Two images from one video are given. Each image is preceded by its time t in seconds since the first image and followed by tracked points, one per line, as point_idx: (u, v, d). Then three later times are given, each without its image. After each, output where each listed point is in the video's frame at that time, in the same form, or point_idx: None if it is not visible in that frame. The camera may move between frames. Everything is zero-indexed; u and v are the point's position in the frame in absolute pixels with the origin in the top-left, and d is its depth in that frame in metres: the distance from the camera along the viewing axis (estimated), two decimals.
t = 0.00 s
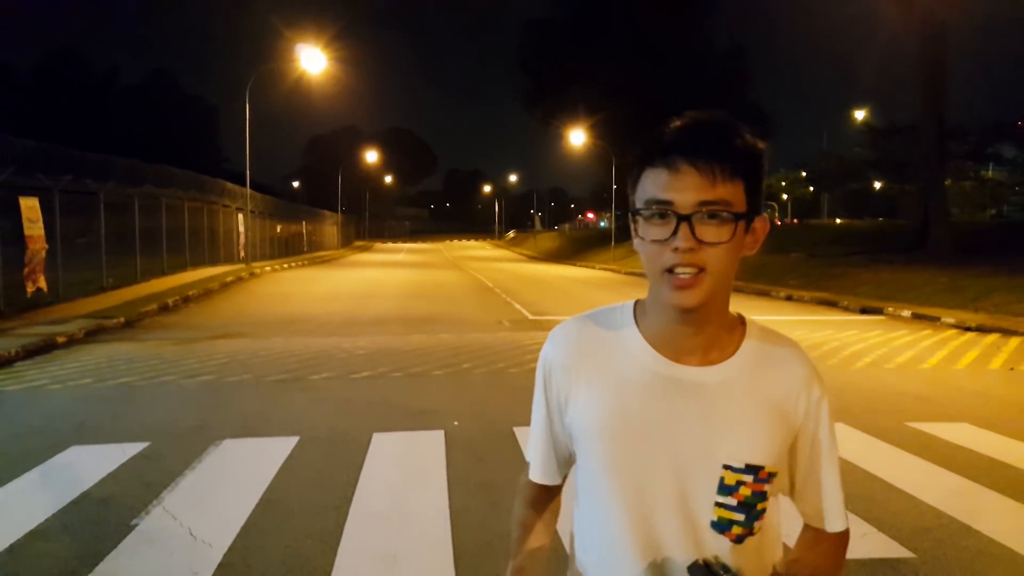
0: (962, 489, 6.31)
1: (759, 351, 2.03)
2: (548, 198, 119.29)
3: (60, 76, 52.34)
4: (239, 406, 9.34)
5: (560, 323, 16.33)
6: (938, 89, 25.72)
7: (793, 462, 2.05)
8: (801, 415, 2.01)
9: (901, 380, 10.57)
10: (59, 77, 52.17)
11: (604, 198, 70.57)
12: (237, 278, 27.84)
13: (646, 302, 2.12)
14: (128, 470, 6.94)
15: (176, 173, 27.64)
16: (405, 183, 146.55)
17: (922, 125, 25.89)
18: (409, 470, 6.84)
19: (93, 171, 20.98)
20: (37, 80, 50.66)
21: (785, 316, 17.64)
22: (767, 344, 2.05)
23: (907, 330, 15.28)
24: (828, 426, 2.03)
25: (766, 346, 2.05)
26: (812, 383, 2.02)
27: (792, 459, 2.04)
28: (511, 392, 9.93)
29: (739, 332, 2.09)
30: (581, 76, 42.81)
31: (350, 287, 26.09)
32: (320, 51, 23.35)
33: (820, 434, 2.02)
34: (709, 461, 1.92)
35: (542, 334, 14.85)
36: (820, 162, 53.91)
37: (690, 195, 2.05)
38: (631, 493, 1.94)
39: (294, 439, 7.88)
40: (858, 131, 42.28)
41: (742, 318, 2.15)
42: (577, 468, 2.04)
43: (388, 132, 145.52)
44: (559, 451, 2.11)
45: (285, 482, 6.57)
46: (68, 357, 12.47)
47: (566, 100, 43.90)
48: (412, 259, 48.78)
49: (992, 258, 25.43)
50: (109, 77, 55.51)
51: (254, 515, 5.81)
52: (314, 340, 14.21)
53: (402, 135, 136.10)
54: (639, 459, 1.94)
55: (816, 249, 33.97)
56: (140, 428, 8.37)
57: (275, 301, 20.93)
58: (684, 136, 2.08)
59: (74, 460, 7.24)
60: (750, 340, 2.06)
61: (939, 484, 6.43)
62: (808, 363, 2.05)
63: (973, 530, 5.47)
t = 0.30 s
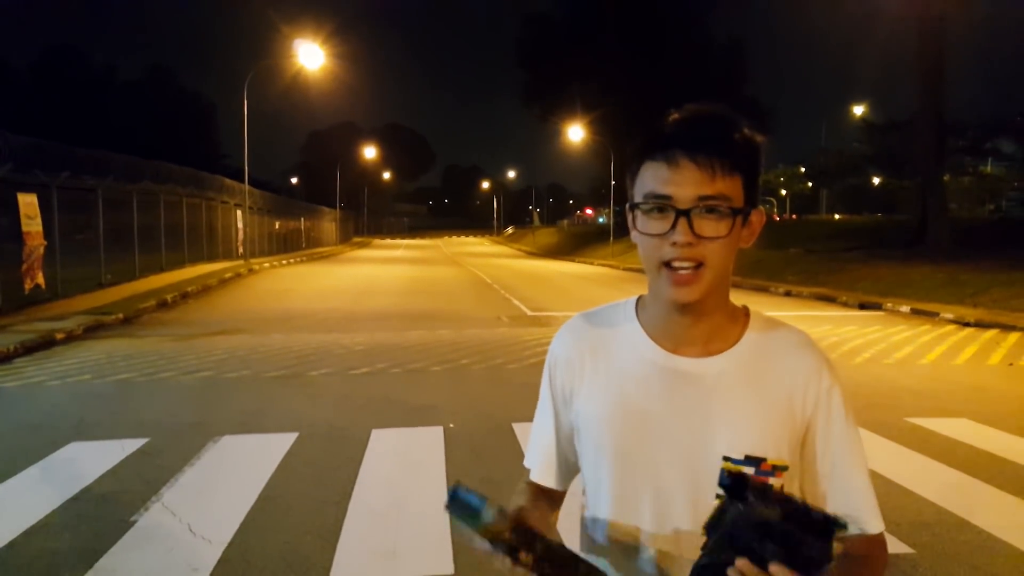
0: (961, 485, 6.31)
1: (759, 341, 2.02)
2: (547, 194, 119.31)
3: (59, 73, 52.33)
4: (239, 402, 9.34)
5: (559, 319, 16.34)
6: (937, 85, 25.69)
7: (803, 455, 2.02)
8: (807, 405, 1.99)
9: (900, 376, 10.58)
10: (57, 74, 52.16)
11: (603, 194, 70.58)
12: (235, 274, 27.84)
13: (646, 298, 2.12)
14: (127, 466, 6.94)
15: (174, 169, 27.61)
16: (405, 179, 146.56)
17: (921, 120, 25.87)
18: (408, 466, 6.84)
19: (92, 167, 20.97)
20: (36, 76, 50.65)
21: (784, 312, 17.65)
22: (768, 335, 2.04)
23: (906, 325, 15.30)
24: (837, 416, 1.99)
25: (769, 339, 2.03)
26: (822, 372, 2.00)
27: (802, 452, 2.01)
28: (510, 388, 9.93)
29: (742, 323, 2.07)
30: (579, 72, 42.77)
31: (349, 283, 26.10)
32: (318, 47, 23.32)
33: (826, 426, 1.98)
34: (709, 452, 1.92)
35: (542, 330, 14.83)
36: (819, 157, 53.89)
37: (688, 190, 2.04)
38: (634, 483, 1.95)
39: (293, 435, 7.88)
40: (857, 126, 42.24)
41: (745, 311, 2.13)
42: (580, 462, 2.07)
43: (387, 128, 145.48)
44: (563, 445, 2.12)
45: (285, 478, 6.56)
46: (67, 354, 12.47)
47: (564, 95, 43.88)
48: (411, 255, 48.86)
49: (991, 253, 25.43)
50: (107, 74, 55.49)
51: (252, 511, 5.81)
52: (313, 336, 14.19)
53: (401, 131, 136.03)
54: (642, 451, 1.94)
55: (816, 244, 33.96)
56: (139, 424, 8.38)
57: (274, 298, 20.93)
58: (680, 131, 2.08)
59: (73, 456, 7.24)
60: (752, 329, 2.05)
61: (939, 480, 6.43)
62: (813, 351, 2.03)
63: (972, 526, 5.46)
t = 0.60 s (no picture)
0: (963, 480, 6.31)
1: (775, 342, 2.02)
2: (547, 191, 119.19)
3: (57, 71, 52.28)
4: (241, 399, 9.33)
5: (560, 315, 16.31)
6: (937, 79, 25.65)
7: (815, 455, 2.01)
8: (820, 404, 1.98)
9: (901, 371, 10.57)
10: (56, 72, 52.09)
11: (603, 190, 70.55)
12: (235, 272, 27.83)
13: (663, 294, 2.12)
14: (130, 464, 6.94)
15: (173, 167, 27.56)
16: (405, 176, 146.37)
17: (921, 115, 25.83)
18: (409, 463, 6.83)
19: (91, 165, 20.93)
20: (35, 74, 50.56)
21: (784, 307, 17.64)
22: (782, 336, 2.03)
23: (906, 320, 15.30)
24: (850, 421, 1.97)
25: (783, 341, 2.03)
26: (833, 378, 1.99)
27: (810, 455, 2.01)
28: (511, 384, 9.93)
29: (757, 323, 2.08)
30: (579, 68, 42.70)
31: (350, 279, 26.09)
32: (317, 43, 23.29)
33: (837, 433, 1.96)
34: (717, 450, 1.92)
35: (543, 326, 14.82)
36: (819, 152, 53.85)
37: (717, 189, 2.04)
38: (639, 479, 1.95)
39: (293, 432, 7.88)
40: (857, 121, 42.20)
41: (762, 313, 2.13)
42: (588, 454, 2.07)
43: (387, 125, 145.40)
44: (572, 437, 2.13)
45: (286, 475, 6.55)
46: (68, 352, 12.45)
47: (564, 91, 43.82)
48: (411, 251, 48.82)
49: (992, 248, 25.41)
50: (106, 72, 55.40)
51: (253, 508, 5.81)
52: (314, 333, 14.19)
53: (400, 128, 135.87)
54: (651, 449, 1.94)
55: (816, 240, 33.92)
56: (141, 421, 8.39)
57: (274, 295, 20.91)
58: (713, 125, 2.06)
59: (74, 454, 7.22)
60: (767, 329, 2.05)
61: (942, 476, 6.42)
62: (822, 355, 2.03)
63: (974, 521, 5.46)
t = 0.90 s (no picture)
0: (967, 477, 6.26)
1: (782, 339, 1.97)
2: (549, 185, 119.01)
3: (57, 63, 52.13)
4: (240, 393, 9.27)
5: (561, 310, 16.26)
6: (940, 74, 25.53)
7: (819, 454, 1.96)
8: (825, 407, 1.93)
9: (905, 367, 10.52)
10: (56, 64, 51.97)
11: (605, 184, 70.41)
12: (235, 265, 27.77)
13: (670, 287, 2.08)
14: (129, 458, 6.90)
15: (174, 159, 27.47)
16: (406, 169, 146.16)
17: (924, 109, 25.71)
18: (409, 457, 6.80)
19: (91, 157, 20.86)
20: (35, 66, 50.44)
21: (786, 303, 17.57)
22: (789, 334, 1.99)
23: (909, 315, 15.23)
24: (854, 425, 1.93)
25: (789, 339, 1.98)
26: (839, 379, 1.93)
27: (815, 456, 1.95)
28: (512, 378, 9.88)
29: (762, 322, 2.03)
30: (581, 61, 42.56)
31: (350, 273, 26.05)
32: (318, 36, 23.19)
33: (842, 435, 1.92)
34: (719, 447, 1.86)
35: (543, 321, 14.77)
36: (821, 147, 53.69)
37: (730, 179, 2.00)
38: (636, 477, 1.90)
39: (294, 426, 7.84)
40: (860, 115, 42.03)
41: (769, 310, 2.09)
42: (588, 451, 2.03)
43: (388, 118, 145.16)
44: (580, 432, 2.10)
45: (285, 470, 6.51)
46: (67, 345, 12.41)
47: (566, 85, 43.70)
48: (412, 245, 48.67)
49: (995, 243, 25.31)
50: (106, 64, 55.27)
51: (254, 501, 5.77)
52: (313, 327, 14.14)
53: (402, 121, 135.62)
54: (650, 446, 1.89)
55: (817, 235, 33.85)
56: (140, 414, 8.35)
57: (274, 288, 20.85)
58: (729, 117, 2.02)
59: (74, 448, 7.18)
60: (775, 326, 2.01)
61: (946, 473, 6.37)
62: (830, 355, 1.97)
63: (978, 518, 5.41)
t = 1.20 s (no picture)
0: (966, 478, 6.26)
1: (775, 335, 1.97)
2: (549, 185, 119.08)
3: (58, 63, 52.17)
4: (240, 393, 9.27)
5: (561, 310, 16.26)
6: (940, 75, 25.54)
7: (817, 453, 1.96)
8: (822, 402, 1.92)
9: (905, 368, 10.52)
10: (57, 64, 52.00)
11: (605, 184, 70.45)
12: (235, 264, 27.79)
13: (660, 289, 2.08)
14: (128, 457, 6.89)
15: (174, 158, 27.48)
16: (406, 169, 146.22)
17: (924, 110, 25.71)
18: (407, 457, 6.80)
19: (92, 156, 20.87)
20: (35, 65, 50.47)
21: (786, 303, 17.57)
22: (783, 330, 1.98)
23: (909, 316, 15.24)
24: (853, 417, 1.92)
25: (783, 336, 1.97)
26: (836, 371, 1.93)
27: (813, 450, 1.95)
28: (512, 379, 9.88)
29: (756, 317, 2.03)
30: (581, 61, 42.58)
31: (350, 273, 26.06)
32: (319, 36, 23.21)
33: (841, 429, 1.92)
34: (715, 442, 1.87)
35: (543, 321, 14.77)
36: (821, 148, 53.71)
37: (713, 178, 2.00)
38: (636, 475, 1.89)
39: (292, 427, 7.84)
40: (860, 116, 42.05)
41: (761, 306, 2.08)
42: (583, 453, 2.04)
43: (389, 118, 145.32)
44: (575, 437, 2.10)
45: (284, 470, 6.51)
46: (67, 344, 12.40)
47: (566, 85, 43.73)
48: (412, 245, 48.63)
49: (994, 244, 25.32)
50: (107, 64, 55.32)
51: (253, 501, 5.77)
52: (313, 327, 14.16)
53: (402, 121, 135.73)
54: (647, 445, 1.89)
55: (817, 236, 33.87)
56: (140, 414, 8.37)
57: (274, 288, 20.87)
58: (709, 116, 2.03)
59: (73, 447, 7.18)
60: (767, 321, 2.01)
61: (945, 473, 6.37)
62: (827, 349, 1.96)
63: (977, 519, 5.41)
